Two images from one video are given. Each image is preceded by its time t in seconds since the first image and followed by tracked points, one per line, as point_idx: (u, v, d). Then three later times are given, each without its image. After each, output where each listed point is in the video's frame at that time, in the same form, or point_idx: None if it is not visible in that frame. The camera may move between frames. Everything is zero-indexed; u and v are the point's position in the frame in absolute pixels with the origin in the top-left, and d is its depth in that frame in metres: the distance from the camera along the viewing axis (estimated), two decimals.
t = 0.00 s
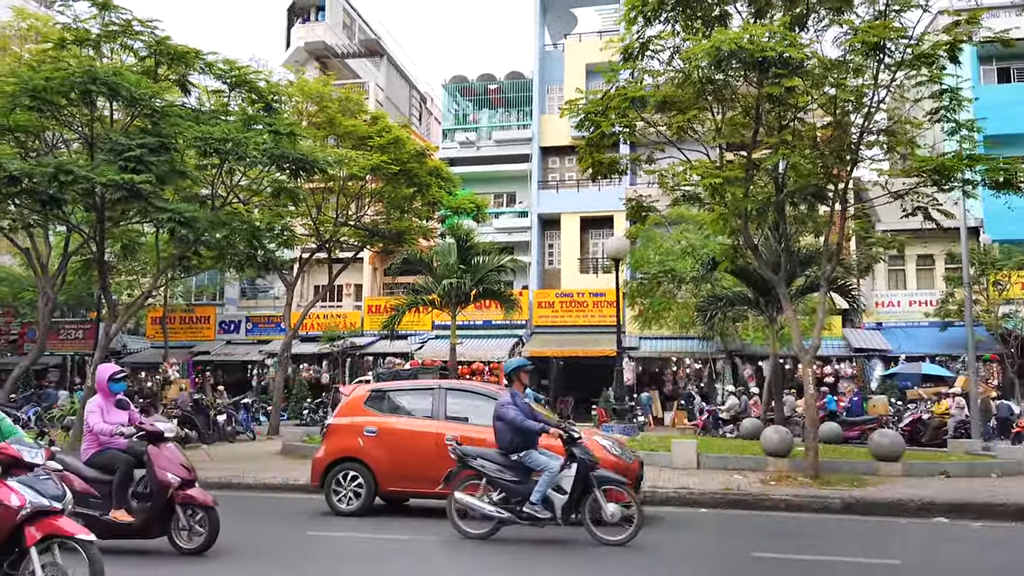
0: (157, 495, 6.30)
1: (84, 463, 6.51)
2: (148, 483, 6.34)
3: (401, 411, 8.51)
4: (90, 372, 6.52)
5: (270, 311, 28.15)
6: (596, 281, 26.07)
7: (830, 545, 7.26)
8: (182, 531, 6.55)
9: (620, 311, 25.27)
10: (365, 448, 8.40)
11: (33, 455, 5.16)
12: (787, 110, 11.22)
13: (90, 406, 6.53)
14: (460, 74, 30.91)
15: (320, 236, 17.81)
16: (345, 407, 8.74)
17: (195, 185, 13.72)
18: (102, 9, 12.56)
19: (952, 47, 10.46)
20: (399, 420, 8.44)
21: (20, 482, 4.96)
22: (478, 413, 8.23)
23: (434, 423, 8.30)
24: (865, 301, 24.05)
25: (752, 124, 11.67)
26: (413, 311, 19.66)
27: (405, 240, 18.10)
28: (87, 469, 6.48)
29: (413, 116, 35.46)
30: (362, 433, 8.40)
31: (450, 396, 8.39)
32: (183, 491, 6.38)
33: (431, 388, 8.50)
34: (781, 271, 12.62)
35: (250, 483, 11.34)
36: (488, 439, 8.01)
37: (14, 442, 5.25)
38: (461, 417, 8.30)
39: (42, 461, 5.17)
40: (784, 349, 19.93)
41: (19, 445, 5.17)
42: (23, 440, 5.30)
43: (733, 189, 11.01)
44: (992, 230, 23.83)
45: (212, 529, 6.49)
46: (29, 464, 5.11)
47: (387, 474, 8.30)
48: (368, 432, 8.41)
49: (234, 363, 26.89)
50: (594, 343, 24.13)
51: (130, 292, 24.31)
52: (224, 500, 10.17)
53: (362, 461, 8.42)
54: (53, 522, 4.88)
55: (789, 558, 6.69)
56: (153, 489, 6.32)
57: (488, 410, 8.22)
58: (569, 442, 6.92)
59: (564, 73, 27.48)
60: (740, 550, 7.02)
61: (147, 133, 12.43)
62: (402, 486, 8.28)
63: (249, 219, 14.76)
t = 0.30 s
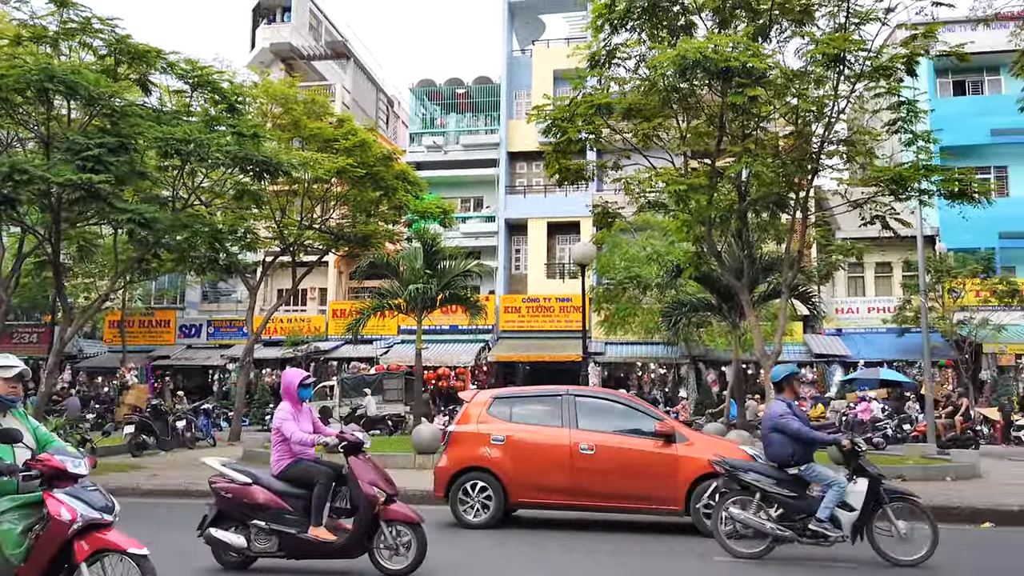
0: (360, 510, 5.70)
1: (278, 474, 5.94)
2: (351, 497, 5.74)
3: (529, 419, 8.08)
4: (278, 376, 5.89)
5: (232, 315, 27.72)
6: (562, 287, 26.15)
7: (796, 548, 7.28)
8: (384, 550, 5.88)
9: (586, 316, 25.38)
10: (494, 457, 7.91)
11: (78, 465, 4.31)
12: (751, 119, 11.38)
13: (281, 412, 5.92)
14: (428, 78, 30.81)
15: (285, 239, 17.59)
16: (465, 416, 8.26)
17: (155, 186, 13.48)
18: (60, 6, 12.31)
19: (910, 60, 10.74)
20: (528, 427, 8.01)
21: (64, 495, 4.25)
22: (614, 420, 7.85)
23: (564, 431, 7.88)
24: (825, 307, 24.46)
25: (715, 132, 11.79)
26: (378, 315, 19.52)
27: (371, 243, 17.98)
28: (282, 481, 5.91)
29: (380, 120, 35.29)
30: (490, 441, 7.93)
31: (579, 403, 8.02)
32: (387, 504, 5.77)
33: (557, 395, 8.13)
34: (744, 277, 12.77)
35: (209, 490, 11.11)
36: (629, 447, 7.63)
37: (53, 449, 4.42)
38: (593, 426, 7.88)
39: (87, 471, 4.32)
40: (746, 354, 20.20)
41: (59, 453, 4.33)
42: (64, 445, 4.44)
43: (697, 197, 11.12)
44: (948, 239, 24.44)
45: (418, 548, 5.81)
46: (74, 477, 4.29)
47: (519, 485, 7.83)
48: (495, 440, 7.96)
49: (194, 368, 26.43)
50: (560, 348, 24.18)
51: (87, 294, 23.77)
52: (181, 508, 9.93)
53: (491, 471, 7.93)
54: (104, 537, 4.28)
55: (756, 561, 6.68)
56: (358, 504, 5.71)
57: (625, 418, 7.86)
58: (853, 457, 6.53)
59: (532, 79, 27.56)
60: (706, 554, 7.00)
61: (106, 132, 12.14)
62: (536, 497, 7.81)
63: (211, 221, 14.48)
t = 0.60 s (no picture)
0: (601, 523, 5.25)
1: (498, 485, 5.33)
2: (589, 510, 5.29)
3: (664, 427, 7.62)
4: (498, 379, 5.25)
5: (189, 318, 27.20)
6: (525, 291, 26.19)
7: (756, 550, 7.36)
8: (615, 567, 5.54)
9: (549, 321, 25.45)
10: (635, 468, 7.43)
11: (111, 472, 4.25)
12: (711, 128, 11.51)
13: (501, 419, 5.31)
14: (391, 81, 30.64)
15: (244, 241, 17.31)
16: (592, 423, 7.69)
17: (109, 186, 13.17)
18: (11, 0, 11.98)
19: (865, 73, 11.00)
20: (662, 434, 7.56)
21: (102, 503, 4.21)
22: (755, 427, 7.48)
23: (701, 438, 7.49)
24: (783, 313, 24.85)
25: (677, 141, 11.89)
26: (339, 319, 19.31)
27: (332, 246, 17.77)
28: (503, 493, 5.31)
29: (342, 122, 34.99)
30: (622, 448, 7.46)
31: (709, 408, 7.64)
32: (624, 519, 5.40)
33: (689, 401, 7.70)
34: (704, 283, 12.89)
35: (165, 498, 10.85)
36: (773, 456, 7.31)
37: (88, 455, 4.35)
38: (728, 432, 7.52)
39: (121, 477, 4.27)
40: (706, 359, 20.42)
41: (90, 461, 4.26)
42: (95, 452, 4.38)
43: (659, 204, 11.21)
44: (900, 248, 25.12)
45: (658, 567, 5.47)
46: (109, 485, 4.23)
47: (656, 495, 7.39)
48: (626, 447, 7.50)
49: (149, 372, 25.85)
50: (523, 353, 24.18)
51: (38, 296, 23.12)
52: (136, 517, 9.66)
53: (625, 479, 7.46)
54: (139, 547, 4.20)
55: (718, 564, 6.73)
56: (596, 518, 5.27)
57: (766, 424, 7.51)
58: None
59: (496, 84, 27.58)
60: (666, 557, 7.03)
61: (58, 130, 11.80)
62: (674, 508, 7.40)
63: (166, 223, 14.10)
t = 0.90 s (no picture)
0: (854, 535, 5.18)
1: (740, 495, 5.25)
2: (841, 520, 5.23)
3: (792, 433, 7.53)
4: (734, 387, 5.26)
5: (141, 321, 26.56)
6: (486, 296, 26.14)
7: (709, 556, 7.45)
8: None
9: (509, 326, 25.49)
10: (772, 476, 7.33)
11: (136, 485, 3.83)
12: (670, 137, 11.62)
13: (740, 428, 5.27)
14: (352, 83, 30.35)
15: (199, 243, 16.95)
16: (724, 427, 7.48)
17: (58, 185, 12.79)
18: None
19: (819, 85, 11.22)
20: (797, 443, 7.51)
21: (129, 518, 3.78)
22: (878, 434, 7.53)
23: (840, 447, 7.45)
24: (739, 320, 25.21)
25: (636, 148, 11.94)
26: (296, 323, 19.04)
27: (290, 250, 17.37)
28: (744, 503, 5.25)
29: (302, 123, 34.57)
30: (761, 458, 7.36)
31: (843, 415, 7.61)
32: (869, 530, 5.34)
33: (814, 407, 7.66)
34: (662, 290, 12.99)
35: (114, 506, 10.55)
36: (908, 463, 7.37)
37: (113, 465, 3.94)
38: (864, 440, 7.51)
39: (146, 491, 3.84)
40: (664, 365, 20.61)
41: (113, 472, 3.84)
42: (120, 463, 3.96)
43: (618, 211, 11.29)
44: (853, 256, 25.67)
45: None
46: (134, 499, 3.82)
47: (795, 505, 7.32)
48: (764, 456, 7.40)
49: (98, 376, 25.18)
50: (483, 358, 24.12)
51: None
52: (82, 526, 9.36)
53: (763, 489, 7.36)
54: (166, 566, 3.78)
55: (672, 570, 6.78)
56: (848, 529, 5.21)
57: (890, 429, 7.56)
58: None
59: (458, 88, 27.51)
60: (620, 562, 7.12)
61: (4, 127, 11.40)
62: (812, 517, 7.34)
63: (118, 223, 13.69)
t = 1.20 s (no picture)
0: None
1: (984, 504, 5.14)
2: None
3: (914, 439, 7.74)
4: (975, 395, 5.23)
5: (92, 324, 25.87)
6: (449, 300, 26.05)
7: (670, 560, 7.51)
8: None
9: (471, 330, 25.41)
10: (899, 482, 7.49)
11: (154, 497, 3.59)
12: (633, 143, 11.65)
13: (986, 437, 5.19)
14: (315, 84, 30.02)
15: (154, 245, 16.56)
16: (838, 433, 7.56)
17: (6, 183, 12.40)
18: None
19: (777, 95, 11.41)
20: (921, 449, 7.67)
21: (149, 530, 3.54)
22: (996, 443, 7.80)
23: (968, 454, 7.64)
24: (699, 325, 25.47)
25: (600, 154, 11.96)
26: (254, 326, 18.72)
27: (249, 252, 17.14)
28: (988, 512, 5.14)
29: (263, 124, 34.09)
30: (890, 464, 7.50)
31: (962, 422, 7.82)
32: None
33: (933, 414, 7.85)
34: (624, 295, 13.05)
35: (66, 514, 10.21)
36: None
37: (131, 475, 3.70)
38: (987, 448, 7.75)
39: (163, 503, 3.62)
40: (626, 370, 20.75)
41: (129, 483, 3.59)
42: (137, 472, 3.72)
43: (581, 216, 11.30)
44: (809, 263, 26.18)
45: None
46: (152, 511, 3.58)
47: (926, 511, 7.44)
48: (892, 462, 7.54)
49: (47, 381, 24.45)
50: (445, 363, 24.00)
51: None
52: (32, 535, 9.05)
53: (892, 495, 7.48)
54: None
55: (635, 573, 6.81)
56: None
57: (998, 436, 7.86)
58: None
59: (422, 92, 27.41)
60: (583, 567, 7.12)
61: None
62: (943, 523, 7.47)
63: (69, 223, 13.32)
